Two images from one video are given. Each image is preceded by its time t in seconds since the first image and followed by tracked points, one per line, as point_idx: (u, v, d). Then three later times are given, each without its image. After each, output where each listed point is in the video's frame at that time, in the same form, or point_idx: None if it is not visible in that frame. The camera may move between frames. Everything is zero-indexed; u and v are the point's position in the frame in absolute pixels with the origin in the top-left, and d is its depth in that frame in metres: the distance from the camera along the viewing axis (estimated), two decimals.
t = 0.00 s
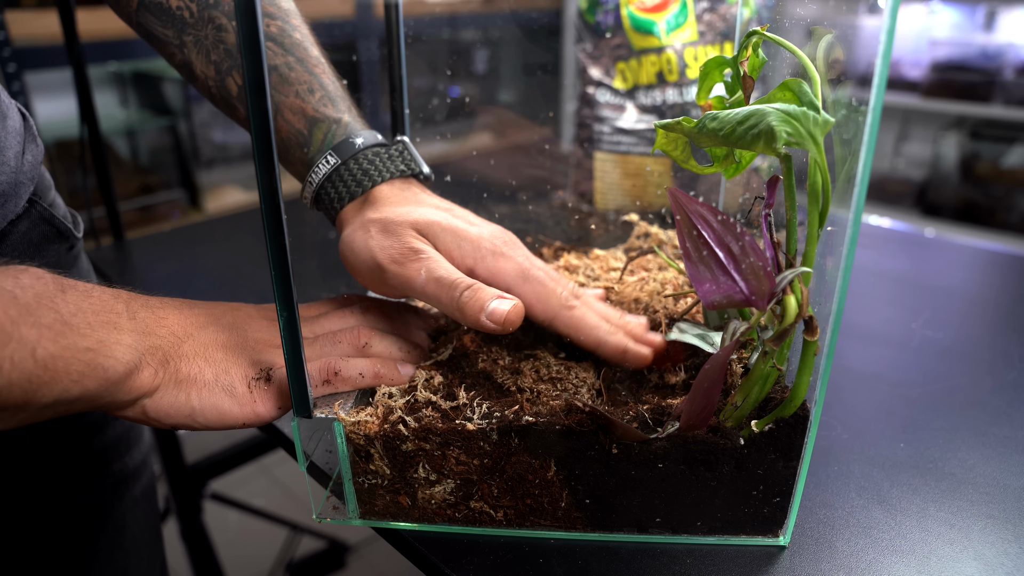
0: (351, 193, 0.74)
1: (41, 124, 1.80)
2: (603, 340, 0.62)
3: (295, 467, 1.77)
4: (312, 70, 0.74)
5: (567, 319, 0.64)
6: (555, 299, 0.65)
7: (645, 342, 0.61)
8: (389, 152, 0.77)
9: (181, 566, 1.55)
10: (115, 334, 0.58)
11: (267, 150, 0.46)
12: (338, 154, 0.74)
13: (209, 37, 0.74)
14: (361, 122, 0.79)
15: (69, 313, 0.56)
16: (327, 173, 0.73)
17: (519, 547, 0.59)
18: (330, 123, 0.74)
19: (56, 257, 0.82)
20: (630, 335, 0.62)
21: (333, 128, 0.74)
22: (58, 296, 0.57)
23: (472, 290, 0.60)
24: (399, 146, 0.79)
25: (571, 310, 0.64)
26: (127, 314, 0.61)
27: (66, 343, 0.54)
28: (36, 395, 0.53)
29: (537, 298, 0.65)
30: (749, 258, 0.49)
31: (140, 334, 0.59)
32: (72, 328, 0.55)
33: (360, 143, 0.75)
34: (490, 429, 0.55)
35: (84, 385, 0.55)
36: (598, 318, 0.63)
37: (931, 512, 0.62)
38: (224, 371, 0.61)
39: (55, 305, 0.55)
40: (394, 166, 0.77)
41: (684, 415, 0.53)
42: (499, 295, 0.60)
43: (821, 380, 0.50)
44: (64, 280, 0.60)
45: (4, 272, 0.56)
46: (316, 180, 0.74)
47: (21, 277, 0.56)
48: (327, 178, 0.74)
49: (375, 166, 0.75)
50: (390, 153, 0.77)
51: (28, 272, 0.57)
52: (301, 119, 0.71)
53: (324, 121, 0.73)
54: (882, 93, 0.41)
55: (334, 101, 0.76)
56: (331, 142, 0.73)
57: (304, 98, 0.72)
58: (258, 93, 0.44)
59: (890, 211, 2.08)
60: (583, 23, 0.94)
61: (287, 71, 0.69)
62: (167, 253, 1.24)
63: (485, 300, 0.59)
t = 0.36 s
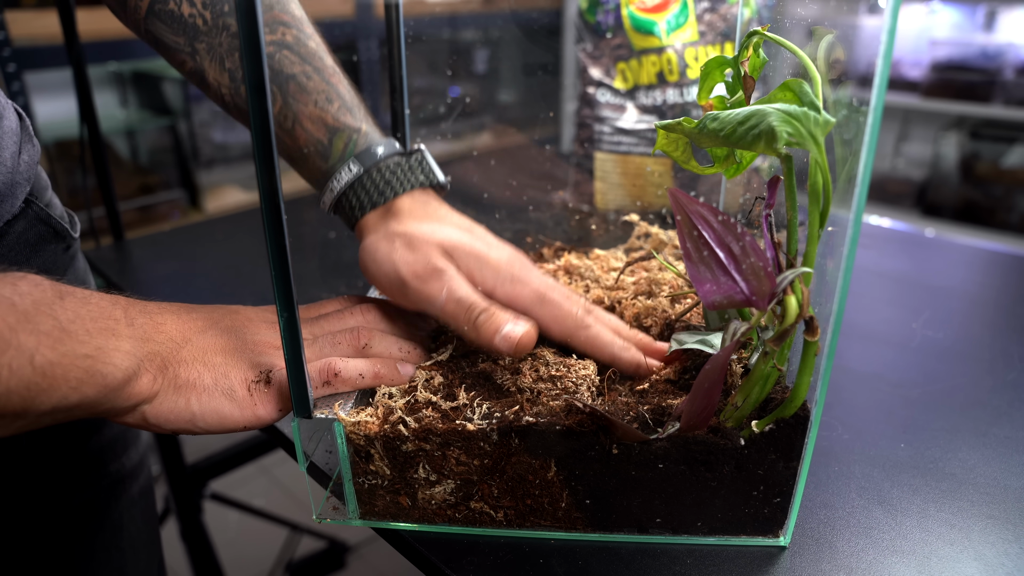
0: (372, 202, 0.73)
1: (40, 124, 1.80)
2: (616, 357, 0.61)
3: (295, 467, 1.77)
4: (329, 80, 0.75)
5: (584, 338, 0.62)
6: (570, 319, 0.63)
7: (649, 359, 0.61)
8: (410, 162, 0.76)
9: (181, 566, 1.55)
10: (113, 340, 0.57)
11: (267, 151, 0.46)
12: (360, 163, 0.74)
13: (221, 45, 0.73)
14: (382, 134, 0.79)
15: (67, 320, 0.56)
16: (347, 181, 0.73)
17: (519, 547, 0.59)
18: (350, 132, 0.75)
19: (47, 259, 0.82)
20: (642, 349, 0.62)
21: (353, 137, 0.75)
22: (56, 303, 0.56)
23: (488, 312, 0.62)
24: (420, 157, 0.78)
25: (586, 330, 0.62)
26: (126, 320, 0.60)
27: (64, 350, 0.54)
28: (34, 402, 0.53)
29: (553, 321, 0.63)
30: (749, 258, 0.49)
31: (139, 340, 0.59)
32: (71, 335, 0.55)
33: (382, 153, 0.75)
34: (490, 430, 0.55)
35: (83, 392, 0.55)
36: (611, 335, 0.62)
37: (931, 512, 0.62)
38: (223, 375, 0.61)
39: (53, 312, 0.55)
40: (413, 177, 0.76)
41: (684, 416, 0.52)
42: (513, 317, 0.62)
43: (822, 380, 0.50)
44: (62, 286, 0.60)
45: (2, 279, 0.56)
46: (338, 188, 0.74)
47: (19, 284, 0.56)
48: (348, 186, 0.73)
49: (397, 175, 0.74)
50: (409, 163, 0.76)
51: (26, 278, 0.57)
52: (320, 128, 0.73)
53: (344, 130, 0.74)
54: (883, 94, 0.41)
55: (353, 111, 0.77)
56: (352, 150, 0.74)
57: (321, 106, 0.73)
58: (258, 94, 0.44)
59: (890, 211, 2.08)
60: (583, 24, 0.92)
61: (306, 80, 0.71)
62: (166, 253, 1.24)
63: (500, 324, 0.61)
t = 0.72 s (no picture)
0: (369, 212, 0.76)
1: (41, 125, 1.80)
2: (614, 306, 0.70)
3: (296, 467, 1.77)
4: (314, 89, 0.77)
5: (588, 302, 0.71)
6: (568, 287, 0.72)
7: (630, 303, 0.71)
8: (396, 167, 0.80)
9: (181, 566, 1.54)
10: (113, 346, 0.57)
11: (267, 151, 0.46)
12: (354, 172, 0.76)
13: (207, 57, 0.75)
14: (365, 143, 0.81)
15: (68, 325, 0.55)
16: (341, 191, 0.75)
17: (520, 547, 0.59)
18: (340, 142, 0.76)
19: (44, 260, 0.81)
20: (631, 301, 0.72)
21: (342, 146, 0.76)
22: (56, 307, 0.56)
23: (509, 306, 0.65)
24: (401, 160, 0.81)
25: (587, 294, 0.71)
26: (125, 326, 0.60)
27: (65, 355, 0.53)
28: (35, 407, 0.53)
29: (558, 293, 0.73)
30: (750, 259, 0.49)
31: (139, 345, 0.59)
32: (72, 340, 0.55)
33: (371, 160, 0.78)
34: (490, 430, 0.54)
35: (83, 398, 0.54)
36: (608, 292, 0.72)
37: (931, 512, 0.62)
38: (223, 378, 0.61)
39: (54, 317, 0.55)
40: (402, 182, 0.79)
41: (683, 416, 0.52)
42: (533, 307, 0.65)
43: (822, 380, 0.50)
44: (62, 291, 0.60)
45: (4, 283, 0.55)
46: (331, 198, 0.75)
47: (20, 288, 0.55)
48: (341, 197, 0.75)
49: (387, 182, 0.78)
50: (395, 169, 0.79)
51: (27, 283, 0.57)
52: (309, 137, 0.73)
53: (332, 140, 0.75)
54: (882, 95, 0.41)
55: (340, 119, 0.78)
56: (343, 160, 0.75)
57: (308, 115, 0.74)
58: (258, 94, 0.44)
59: (890, 211, 2.08)
60: (583, 24, 0.91)
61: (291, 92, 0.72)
62: (166, 253, 1.24)
63: (522, 315, 0.64)
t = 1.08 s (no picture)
0: (386, 174, 0.79)
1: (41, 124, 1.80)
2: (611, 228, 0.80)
3: (296, 467, 1.77)
4: (322, 65, 0.81)
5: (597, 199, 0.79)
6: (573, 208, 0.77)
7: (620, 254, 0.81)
8: (399, 128, 0.81)
9: (181, 566, 1.54)
10: (115, 346, 0.57)
11: (267, 151, 0.46)
12: (364, 140, 0.79)
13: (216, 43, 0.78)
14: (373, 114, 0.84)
15: (70, 325, 0.55)
16: (358, 159, 0.79)
17: (519, 547, 0.59)
18: (349, 113, 0.80)
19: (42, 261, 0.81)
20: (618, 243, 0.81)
21: (352, 118, 0.80)
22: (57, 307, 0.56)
23: (549, 243, 0.69)
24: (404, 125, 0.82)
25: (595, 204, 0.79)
26: (126, 326, 0.60)
27: (67, 355, 0.53)
28: (37, 408, 0.53)
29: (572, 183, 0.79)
30: (751, 260, 0.49)
31: (140, 346, 0.59)
32: (74, 341, 0.55)
33: (377, 126, 0.80)
34: (490, 430, 0.54)
35: (85, 398, 0.54)
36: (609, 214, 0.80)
37: (931, 512, 0.62)
38: (223, 380, 0.61)
39: (56, 317, 0.55)
40: (410, 139, 0.80)
41: (683, 416, 0.52)
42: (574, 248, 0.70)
43: (822, 380, 0.50)
44: (63, 291, 0.60)
45: (6, 283, 0.55)
46: (347, 170, 0.79)
47: (22, 288, 0.55)
48: (358, 164, 0.79)
49: (394, 142, 0.79)
50: (401, 130, 0.81)
51: (29, 283, 0.57)
52: (321, 112, 0.78)
53: (343, 112, 0.79)
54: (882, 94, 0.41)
55: (349, 92, 0.82)
56: (353, 130, 0.79)
57: (319, 90, 0.79)
58: (258, 94, 0.44)
59: (890, 211, 2.09)
60: (582, 24, 0.94)
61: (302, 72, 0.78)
62: (166, 253, 1.24)
63: (564, 257, 0.69)
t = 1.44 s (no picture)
0: (408, 201, 0.80)
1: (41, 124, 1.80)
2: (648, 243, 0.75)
3: (295, 467, 1.77)
4: (344, 88, 0.81)
5: (626, 234, 0.76)
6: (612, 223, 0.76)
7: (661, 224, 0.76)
8: (424, 152, 0.81)
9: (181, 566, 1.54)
10: (115, 348, 0.57)
11: (267, 152, 0.46)
12: (387, 164, 0.79)
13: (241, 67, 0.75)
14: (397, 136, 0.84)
15: (70, 328, 0.55)
16: (380, 183, 0.79)
17: (519, 547, 0.59)
18: (373, 138, 0.80)
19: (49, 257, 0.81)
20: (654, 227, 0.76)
21: (375, 143, 0.80)
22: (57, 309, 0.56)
23: (549, 240, 0.70)
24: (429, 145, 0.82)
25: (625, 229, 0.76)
26: (125, 328, 0.60)
27: (67, 358, 0.53)
28: (38, 410, 0.52)
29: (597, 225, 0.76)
30: (751, 260, 0.49)
31: (140, 348, 0.59)
32: (75, 343, 0.55)
33: (401, 149, 0.80)
34: (489, 430, 0.54)
35: (85, 400, 0.54)
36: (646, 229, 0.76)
37: (931, 511, 0.62)
38: (223, 380, 0.61)
39: (56, 319, 0.55)
40: (433, 164, 0.81)
41: (683, 416, 0.52)
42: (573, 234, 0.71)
43: (822, 380, 0.50)
44: (63, 293, 0.60)
45: (6, 286, 0.55)
46: (369, 194, 0.79)
47: (22, 290, 0.55)
48: (380, 189, 0.79)
49: (418, 168, 0.80)
50: (424, 154, 0.81)
51: (29, 286, 0.57)
52: (344, 137, 0.79)
53: (367, 136, 0.80)
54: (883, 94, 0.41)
55: (371, 115, 0.82)
56: (377, 155, 0.79)
57: (341, 115, 0.79)
58: (258, 94, 0.44)
59: (890, 211, 2.09)
60: (583, 23, 0.95)
61: (325, 96, 0.77)
62: (166, 253, 1.24)
63: (563, 244, 0.70)
